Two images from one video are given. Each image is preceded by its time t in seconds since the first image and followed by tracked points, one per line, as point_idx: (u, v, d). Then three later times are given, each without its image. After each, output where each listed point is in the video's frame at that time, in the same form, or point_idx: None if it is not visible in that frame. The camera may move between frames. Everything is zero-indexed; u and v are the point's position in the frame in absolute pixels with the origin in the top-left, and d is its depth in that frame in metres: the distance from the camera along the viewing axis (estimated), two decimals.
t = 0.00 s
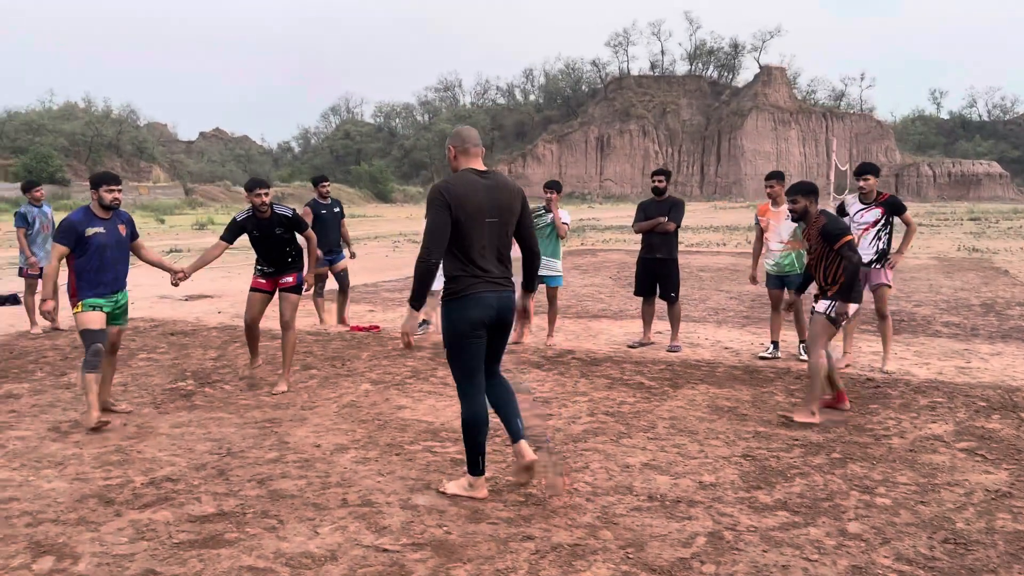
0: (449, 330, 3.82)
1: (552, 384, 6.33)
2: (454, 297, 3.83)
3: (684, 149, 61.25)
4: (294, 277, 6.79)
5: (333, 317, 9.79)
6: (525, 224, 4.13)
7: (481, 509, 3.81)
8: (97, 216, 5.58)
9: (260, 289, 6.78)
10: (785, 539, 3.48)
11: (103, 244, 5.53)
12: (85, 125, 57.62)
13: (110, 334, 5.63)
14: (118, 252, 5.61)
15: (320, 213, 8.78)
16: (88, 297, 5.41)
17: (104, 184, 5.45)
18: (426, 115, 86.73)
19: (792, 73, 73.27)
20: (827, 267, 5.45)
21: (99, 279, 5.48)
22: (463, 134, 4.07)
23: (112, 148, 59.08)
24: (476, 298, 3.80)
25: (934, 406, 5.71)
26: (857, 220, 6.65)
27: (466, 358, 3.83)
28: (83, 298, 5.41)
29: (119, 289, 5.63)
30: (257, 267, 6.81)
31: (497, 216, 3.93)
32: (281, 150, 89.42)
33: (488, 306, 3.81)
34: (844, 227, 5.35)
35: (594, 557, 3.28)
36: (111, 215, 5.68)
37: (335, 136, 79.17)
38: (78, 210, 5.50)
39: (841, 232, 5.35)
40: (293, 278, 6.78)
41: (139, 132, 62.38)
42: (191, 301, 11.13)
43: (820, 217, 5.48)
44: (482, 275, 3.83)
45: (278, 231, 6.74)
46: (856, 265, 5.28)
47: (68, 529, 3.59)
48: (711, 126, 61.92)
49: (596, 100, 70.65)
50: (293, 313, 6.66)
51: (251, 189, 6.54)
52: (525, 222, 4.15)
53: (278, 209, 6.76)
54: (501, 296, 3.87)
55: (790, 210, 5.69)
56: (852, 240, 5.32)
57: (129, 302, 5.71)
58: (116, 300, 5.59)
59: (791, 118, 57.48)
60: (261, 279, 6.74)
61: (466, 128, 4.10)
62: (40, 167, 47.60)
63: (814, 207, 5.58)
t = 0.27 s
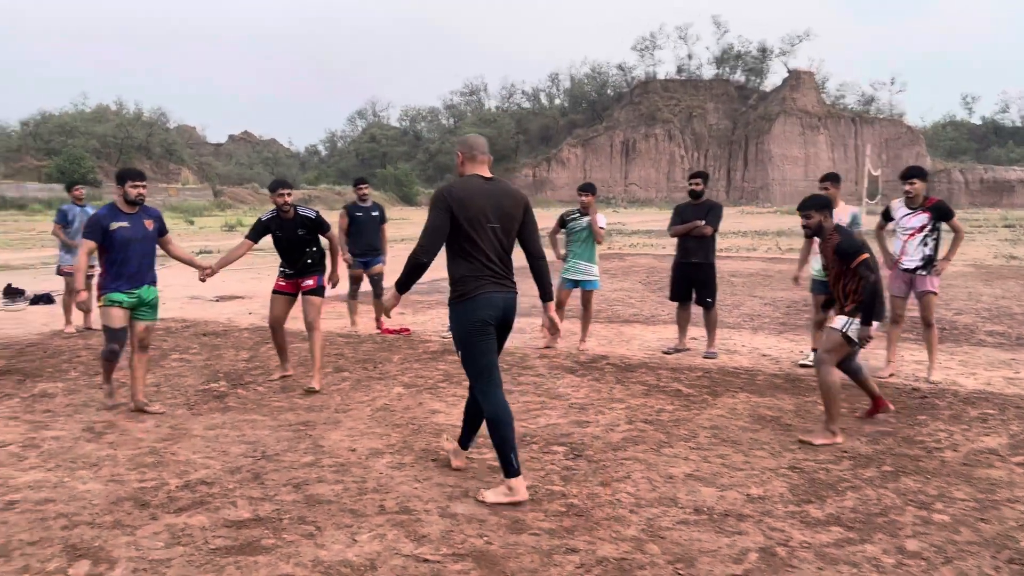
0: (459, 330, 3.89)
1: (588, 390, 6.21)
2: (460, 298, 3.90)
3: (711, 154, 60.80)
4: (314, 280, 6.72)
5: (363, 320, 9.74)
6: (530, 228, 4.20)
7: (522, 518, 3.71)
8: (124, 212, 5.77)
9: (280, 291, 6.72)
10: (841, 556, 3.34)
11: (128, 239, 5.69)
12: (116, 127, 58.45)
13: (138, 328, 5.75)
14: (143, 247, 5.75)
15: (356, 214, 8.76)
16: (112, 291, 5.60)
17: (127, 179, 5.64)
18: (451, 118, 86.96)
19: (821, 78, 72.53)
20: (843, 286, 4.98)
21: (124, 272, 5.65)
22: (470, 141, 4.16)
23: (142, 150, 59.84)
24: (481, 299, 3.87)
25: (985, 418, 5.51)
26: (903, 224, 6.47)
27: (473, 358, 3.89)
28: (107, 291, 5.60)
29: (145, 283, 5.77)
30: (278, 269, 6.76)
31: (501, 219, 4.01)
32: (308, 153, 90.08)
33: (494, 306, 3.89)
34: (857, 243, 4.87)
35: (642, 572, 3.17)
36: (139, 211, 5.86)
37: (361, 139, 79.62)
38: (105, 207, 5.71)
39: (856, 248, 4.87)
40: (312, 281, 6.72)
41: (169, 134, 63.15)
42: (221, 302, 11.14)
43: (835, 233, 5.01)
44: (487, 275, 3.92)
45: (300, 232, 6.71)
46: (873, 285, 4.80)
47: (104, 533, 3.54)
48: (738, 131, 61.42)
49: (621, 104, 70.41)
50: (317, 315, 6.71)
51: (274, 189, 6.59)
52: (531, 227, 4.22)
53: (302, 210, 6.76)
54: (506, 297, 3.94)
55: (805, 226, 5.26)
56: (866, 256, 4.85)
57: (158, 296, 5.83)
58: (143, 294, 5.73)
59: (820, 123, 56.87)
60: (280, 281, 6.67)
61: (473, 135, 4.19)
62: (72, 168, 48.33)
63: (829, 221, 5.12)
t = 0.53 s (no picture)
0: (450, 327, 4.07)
1: (618, 399, 6.08)
2: (458, 298, 4.07)
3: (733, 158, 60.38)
4: (334, 278, 6.64)
5: (388, 324, 9.67)
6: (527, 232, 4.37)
7: (558, 534, 3.59)
8: (138, 218, 5.79)
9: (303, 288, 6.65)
10: None
11: (143, 245, 5.73)
12: (140, 130, 59.06)
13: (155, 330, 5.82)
14: (158, 253, 5.79)
15: (385, 219, 8.74)
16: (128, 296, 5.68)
17: (142, 187, 5.65)
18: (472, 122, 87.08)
19: (844, 81, 71.89)
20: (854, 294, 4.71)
21: (139, 277, 5.71)
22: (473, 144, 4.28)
23: (165, 153, 60.40)
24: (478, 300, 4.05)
25: None
26: (944, 230, 6.28)
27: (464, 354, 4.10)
28: (123, 295, 5.68)
29: (161, 287, 5.83)
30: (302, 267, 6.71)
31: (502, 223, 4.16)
32: (329, 156, 90.56)
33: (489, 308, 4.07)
34: (869, 250, 4.55)
35: None
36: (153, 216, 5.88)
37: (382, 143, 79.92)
38: (120, 212, 5.73)
39: (864, 255, 4.56)
40: (333, 278, 6.64)
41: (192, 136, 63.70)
42: (245, 305, 11.12)
43: (846, 237, 4.67)
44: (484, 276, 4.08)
45: (322, 230, 6.64)
46: (878, 295, 4.52)
47: (131, 544, 3.47)
48: (761, 134, 60.97)
49: (642, 108, 70.17)
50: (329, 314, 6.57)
51: (295, 189, 6.52)
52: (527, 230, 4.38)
53: (323, 208, 6.68)
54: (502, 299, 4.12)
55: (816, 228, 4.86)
56: (876, 263, 4.54)
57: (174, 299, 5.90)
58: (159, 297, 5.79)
59: (843, 127, 56.32)
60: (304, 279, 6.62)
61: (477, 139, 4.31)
62: (97, 171, 48.91)
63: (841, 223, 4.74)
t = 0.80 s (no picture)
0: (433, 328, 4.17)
1: (641, 406, 5.99)
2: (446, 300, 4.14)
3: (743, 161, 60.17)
4: (356, 282, 6.62)
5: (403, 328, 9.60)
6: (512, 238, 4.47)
7: (589, 547, 3.49)
8: (152, 217, 5.73)
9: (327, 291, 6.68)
10: None
11: (157, 245, 5.66)
12: (151, 133, 59.31)
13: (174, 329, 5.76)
14: (172, 251, 5.73)
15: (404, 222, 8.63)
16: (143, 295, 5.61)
17: (155, 187, 5.59)
18: (480, 125, 87.09)
19: (854, 85, 71.64)
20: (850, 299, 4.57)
21: (154, 275, 5.65)
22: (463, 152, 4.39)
23: (176, 156, 60.62)
24: (466, 303, 4.13)
25: None
26: (973, 236, 6.18)
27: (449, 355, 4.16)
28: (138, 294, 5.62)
29: (176, 286, 5.77)
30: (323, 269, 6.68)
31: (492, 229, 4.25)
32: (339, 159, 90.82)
33: (475, 310, 4.15)
34: (863, 253, 4.45)
35: None
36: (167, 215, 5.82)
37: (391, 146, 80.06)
38: (134, 211, 5.67)
39: (860, 258, 4.45)
40: (355, 282, 6.62)
41: (202, 139, 63.92)
42: (259, 308, 11.08)
43: (845, 241, 4.60)
44: (471, 279, 4.15)
45: (338, 236, 6.52)
46: (871, 298, 4.38)
47: (153, 555, 3.39)
48: (771, 137, 60.76)
49: (652, 111, 70.08)
50: (351, 317, 6.59)
51: (312, 195, 6.42)
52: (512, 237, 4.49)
53: (340, 214, 6.57)
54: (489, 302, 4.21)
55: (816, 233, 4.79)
56: (870, 266, 4.41)
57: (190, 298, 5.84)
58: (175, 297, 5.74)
59: (854, 130, 56.03)
60: (325, 281, 6.59)
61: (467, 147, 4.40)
62: (109, 173, 49.15)
63: (842, 228, 4.66)
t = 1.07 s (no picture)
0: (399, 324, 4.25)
1: (653, 407, 5.94)
2: (409, 294, 4.23)
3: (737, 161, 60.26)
4: (362, 280, 6.57)
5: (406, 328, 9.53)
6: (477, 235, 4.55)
7: (613, 552, 3.44)
8: (167, 218, 5.87)
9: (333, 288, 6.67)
10: None
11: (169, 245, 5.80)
12: (143, 131, 59.00)
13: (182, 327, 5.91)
14: (184, 252, 5.86)
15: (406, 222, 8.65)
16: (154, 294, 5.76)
17: (170, 191, 5.69)
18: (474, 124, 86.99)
19: (847, 85, 71.84)
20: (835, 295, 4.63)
21: (165, 276, 5.81)
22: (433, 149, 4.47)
23: (168, 154, 60.32)
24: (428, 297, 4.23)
25: None
26: (984, 236, 6.16)
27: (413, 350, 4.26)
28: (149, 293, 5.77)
29: (187, 286, 5.89)
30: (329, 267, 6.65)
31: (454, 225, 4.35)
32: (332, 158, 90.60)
33: (437, 305, 4.25)
34: (851, 252, 4.48)
35: None
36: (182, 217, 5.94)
37: (385, 145, 79.88)
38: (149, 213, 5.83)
39: (849, 256, 4.48)
40: (361, 281, 6.56)
41: (195, 138, 63.64)
42: (260, 308, 10.99)
43: (831, 240, 4.62)
44: (433, 274, 4.26)
45: (345, 234, 6.46)
46: (864, 296, 4.42)
47: (170, 560, 3.32)
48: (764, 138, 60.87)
49: (646, 111, 70.14)
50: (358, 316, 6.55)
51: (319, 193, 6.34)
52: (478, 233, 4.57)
53: (347, 212, 6.49)
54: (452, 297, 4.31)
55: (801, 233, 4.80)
56: (861, 264, 4.44)
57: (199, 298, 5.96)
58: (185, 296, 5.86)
59: (846, 130, 56.11)
60: (331, 279, 6.56)
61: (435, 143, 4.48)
62: (101, 172, 48.90)
63: (830, 227, 4.67)
